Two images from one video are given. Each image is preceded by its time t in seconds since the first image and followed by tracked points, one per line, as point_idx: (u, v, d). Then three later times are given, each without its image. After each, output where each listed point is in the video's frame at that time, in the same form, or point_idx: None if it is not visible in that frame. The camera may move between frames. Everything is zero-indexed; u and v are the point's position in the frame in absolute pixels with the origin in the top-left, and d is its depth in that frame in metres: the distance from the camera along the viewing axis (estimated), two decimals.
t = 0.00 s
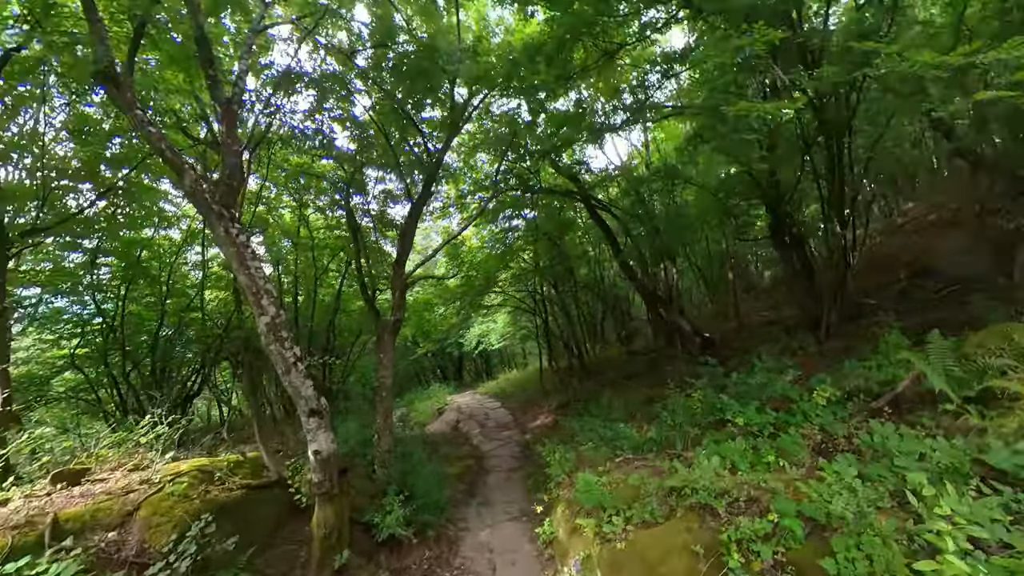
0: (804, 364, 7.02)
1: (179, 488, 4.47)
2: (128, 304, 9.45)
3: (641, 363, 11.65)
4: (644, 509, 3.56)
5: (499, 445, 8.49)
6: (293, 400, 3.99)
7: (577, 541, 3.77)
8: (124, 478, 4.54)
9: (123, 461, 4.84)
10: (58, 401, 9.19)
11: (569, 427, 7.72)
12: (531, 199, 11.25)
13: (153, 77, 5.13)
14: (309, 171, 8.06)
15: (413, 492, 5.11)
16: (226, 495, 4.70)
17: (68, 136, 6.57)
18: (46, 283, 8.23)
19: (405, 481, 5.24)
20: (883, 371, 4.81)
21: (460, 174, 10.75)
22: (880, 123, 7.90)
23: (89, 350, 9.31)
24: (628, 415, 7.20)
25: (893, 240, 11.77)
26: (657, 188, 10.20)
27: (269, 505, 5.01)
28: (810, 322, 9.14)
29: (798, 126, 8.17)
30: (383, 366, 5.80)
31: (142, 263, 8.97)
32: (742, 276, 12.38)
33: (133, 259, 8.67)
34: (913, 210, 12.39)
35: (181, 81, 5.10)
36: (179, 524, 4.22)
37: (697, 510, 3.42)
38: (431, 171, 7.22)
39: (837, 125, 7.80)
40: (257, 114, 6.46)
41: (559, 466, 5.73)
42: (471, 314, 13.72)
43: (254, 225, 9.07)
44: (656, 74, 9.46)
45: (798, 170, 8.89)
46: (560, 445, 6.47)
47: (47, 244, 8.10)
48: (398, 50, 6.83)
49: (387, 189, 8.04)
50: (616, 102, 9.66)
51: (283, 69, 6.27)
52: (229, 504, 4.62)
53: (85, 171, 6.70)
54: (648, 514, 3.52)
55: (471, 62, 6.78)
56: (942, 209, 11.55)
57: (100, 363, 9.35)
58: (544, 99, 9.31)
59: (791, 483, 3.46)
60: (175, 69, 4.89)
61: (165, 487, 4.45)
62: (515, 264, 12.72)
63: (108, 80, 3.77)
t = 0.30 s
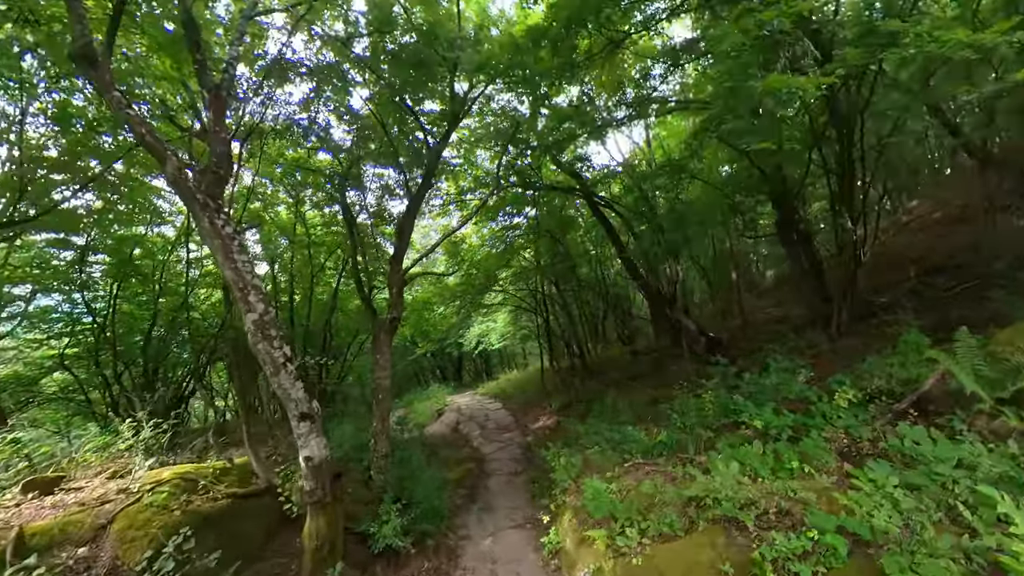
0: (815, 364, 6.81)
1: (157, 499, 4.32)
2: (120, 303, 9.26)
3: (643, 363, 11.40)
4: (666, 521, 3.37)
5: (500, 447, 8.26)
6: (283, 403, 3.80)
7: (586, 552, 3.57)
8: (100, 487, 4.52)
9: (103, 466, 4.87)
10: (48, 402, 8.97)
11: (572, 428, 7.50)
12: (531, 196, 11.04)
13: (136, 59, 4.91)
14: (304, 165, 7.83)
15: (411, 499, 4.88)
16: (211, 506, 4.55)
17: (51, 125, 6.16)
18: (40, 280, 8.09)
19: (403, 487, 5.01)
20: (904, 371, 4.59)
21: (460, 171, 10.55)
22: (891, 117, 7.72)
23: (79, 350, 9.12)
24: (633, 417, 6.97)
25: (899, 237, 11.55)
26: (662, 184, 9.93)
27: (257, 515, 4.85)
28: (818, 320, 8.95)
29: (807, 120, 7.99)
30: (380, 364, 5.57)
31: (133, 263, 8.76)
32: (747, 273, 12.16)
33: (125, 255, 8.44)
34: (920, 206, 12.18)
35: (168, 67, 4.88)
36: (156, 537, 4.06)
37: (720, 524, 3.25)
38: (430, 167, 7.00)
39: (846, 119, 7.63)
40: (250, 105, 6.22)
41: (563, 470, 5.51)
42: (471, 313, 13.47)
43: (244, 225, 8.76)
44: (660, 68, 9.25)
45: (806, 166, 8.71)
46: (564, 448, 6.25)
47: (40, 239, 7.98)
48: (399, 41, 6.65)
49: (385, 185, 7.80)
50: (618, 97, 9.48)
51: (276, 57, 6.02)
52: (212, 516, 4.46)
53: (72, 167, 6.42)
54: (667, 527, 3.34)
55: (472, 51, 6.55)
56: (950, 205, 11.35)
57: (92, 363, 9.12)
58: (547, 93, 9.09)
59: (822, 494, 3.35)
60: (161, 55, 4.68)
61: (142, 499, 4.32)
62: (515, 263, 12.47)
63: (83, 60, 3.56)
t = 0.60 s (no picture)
0: (832, 364, 6.55)
1: (134, 512, 4.20)
2: (113, 301, 9.01)
3: (648, 363, 11.12)
4: (695, 532, 3.15)
5: (502, 449, 7.99)
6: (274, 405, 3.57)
7: (603, 565, 3.36)
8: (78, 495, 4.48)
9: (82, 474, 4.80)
10: (35, 404, 8.67)
11: (578, 430, 7.26)
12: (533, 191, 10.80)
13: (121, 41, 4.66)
14: (302, 159, 7.57)
15: (414, 508, 4.62)
16: (194, 517, 4.46)
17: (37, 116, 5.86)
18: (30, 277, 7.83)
19: (405, 494, 4.75)
20: (935, 371, 4.35)
21: (460, 168, 10.43)
22: (907, 108, 7.46)
23: (68, 349, 8.85)
24: (643, 419, 6.70)
25: (910, 233, 11.30)
26: (664, 180, 9.79)
27: (244, 529, 4.72)
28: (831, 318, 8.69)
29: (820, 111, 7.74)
30: (380, 363, 5.31)
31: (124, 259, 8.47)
32: (754, 271, 11.90)
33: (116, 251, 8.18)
34: (930, 202, 11.91)
35: (155, 48, 4.63)
36: (131, 552, 3.90)
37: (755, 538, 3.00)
38: (432, 159, 6.74)
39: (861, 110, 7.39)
40: (243, 101, 6.16)
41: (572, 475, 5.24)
42: (472, 312, 13.20)
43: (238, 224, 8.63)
44: (664, 62, 9.09)
45: (817, 159, 8.47)
46: (572, 451, 6.00)
47: (26, 235, 7.73)
48: (398, 30, 6.39)
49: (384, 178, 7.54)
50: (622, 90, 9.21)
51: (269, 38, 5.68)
52: (193, 528, 4.35)
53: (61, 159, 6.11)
54: (698, 540, 3.11)
55: (475, 36, 6.39)
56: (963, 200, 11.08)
57: (82, 363, 8.81)
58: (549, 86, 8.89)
59: (872, 505, 3.13)
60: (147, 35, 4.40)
61: (119, 511, 4.20)
62: (518, 260, 12.18)
63: (54, 27, 3.33)
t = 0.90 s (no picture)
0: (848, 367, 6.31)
1: (99, 534, 4.30)
2: (102, 300, 8.71)
3: (652, 362, 10.84)
4: (728, 555, 2.96)
5: (503, 453, 7.71)
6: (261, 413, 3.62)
7: None
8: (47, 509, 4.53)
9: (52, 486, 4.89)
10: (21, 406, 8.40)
11: (584, 434, 6.99)
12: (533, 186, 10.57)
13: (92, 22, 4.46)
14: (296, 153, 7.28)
15: (414, 519, 4.36)
16: (168, 537, 4.54)
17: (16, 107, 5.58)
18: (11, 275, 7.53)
19: (405, 505, 4.49)
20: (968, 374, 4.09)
21: (461, 163, 10.31)
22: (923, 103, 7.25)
23: (55, 350, 8.57)
24: (650, 423, 6.45)
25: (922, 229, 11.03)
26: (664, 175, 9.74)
27: (222, 544, 4.77)
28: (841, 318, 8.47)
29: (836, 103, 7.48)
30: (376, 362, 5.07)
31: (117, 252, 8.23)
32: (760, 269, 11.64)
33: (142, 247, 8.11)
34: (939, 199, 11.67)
35: (137, 30, 4.43)
36: None
37: (796, 563, 2.83)
38: (429, 150, 6.46)
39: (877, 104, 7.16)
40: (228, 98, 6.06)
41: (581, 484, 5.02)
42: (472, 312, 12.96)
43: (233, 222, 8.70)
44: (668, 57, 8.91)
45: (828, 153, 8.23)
46: (578, 457, 5.74)
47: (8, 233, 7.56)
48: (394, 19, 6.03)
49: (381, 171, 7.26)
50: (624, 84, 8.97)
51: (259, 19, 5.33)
52: (163, 549, 4.44)
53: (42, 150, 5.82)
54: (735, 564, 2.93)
55: (477, 19, 6.05)
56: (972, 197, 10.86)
57: (69, 364, 8.52)
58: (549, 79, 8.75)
59: (929, 525, 2.96)
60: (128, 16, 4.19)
61: (86, 531, 4.32)
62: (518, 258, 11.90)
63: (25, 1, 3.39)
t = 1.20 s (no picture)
0: (863, 369, 6.06)
1: (47, 559, 4.38)
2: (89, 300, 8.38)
3: (655, 363, 10.57)
4: None
5: (502, 458, 7.42)
6: (237, 426, 4.01)
7: None
8: None
9: None
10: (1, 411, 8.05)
11: (586, 438, 6.72)
12: (533, 182, 10.31)
13: (69, 12, 4.52)
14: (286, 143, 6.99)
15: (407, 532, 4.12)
16: (128, 561, 4.66)
17: None
18: None
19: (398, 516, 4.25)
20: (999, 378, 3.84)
21: (458, 158, 10.05)
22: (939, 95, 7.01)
23: (37, 351, 8.23)
24: (656, 427, 6.20)
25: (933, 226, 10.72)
26: (666, 170, 9.51)
27: (194, 563, 4.95)
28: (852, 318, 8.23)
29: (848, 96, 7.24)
30: (365, 367, 4.93)
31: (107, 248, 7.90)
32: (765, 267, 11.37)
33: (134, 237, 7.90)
34: (947, 194, 11.42)
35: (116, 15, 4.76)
36: None
37: None
38: (423, 140, 6.16)
39: (891, 97, 6.93)
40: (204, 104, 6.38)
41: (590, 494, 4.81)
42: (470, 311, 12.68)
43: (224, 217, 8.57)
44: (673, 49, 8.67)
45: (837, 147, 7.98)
46: (582, 464, 5.48)
47: None
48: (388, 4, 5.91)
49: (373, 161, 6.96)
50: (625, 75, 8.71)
51: None
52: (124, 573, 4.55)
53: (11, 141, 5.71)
54: None
55: None
56: (982, 191, 10.60)
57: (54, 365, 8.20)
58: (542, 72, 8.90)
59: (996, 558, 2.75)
60: None
61: (33, 556, 4.40)
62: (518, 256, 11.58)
63: None
